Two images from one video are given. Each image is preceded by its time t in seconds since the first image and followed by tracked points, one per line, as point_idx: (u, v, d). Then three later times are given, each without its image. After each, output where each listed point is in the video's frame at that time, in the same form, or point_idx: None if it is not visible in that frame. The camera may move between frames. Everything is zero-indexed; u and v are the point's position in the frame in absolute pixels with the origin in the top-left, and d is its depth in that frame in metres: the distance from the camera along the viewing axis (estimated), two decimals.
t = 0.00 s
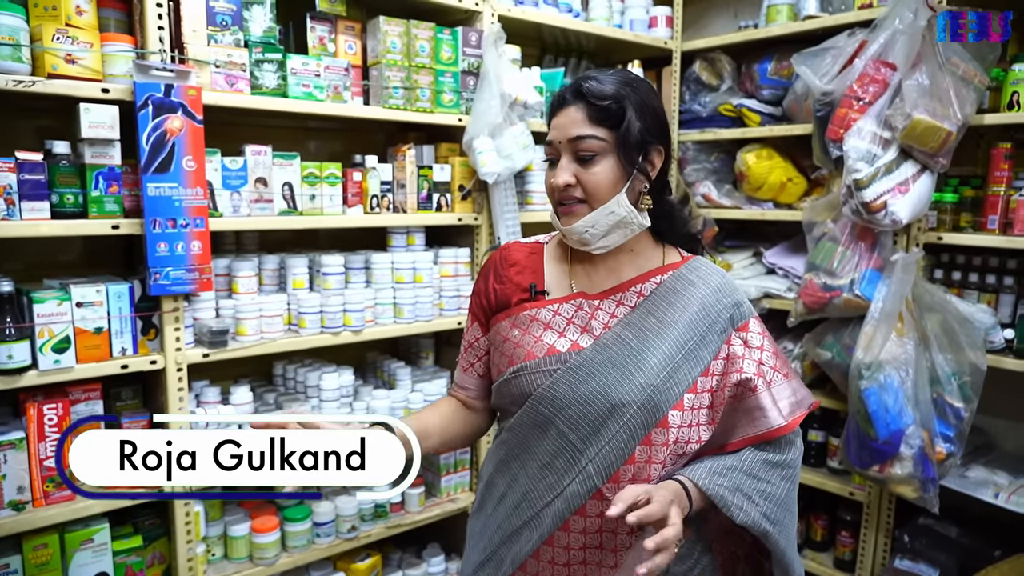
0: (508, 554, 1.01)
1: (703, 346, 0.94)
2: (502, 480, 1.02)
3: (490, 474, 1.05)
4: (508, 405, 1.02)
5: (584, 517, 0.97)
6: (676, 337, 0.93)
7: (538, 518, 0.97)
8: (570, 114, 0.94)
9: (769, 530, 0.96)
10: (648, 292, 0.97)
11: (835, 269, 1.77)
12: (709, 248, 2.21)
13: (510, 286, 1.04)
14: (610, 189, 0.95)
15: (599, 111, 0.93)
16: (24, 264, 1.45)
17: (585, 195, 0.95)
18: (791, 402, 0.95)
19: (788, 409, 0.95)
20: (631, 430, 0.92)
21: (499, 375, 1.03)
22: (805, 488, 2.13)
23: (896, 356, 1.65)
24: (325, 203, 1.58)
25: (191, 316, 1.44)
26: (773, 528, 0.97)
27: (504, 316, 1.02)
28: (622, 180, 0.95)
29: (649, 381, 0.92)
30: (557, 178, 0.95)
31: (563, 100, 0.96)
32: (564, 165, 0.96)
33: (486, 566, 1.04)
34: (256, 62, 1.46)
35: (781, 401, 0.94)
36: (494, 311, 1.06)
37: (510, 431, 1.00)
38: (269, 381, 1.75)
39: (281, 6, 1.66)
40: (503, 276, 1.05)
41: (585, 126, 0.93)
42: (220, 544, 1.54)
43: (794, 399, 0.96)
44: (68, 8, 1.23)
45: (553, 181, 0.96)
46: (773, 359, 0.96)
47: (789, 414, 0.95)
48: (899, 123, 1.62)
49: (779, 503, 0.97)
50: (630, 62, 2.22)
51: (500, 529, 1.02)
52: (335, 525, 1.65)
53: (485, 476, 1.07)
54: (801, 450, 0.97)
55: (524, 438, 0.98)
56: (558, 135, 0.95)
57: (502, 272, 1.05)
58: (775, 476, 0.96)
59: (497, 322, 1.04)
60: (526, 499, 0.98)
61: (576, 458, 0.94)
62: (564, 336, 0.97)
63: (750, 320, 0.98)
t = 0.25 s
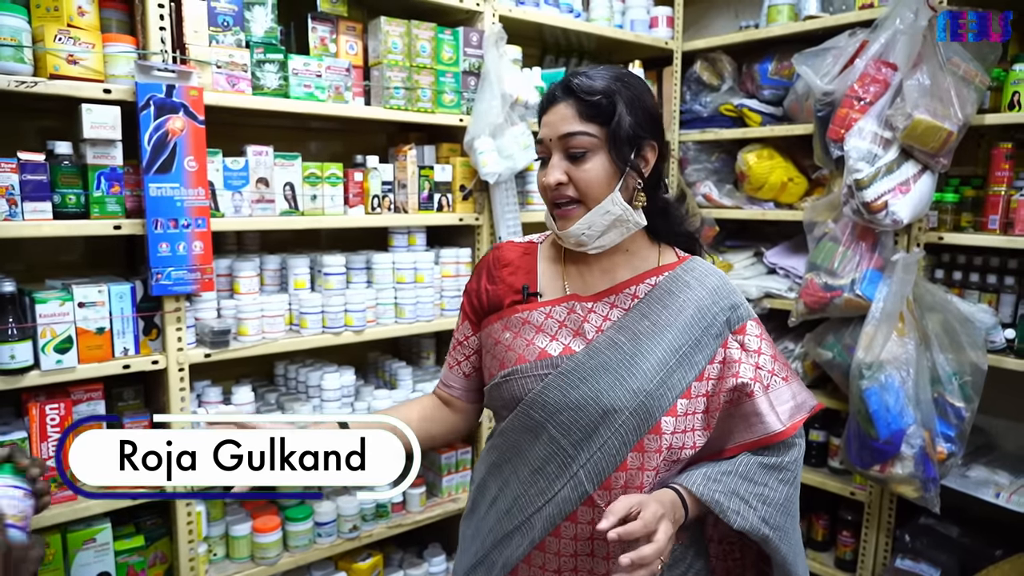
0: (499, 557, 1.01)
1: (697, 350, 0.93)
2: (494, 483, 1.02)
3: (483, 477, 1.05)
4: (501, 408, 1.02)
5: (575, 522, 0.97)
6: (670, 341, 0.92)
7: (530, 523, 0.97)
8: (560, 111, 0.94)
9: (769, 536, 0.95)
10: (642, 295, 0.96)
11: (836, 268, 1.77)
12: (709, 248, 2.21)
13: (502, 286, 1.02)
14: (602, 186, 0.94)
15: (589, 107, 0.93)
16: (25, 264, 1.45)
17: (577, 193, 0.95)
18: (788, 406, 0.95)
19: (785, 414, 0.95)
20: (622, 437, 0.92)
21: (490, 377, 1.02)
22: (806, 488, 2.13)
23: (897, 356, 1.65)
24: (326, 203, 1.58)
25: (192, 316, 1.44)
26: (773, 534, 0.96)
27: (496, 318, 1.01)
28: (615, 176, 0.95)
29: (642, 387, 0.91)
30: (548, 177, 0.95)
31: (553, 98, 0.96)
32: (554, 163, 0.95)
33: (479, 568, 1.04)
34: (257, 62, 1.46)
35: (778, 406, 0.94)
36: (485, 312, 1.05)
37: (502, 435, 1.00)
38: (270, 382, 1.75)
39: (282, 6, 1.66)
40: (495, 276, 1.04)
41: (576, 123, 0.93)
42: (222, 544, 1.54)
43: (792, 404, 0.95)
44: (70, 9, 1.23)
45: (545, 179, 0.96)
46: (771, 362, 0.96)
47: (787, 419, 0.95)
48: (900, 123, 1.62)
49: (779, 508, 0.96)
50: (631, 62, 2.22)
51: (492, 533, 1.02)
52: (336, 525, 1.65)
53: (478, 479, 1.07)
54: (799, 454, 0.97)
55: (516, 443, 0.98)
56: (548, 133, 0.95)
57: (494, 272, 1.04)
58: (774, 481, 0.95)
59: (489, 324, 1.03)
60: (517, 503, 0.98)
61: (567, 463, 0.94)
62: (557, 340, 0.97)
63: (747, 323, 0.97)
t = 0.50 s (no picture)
0: (484, 559, 1.00)
1: (685, 349, 0.92)
2: (481, 484, 1.01)
3: (470, 477, 1.04)
4: (487, 407, 1.01)
5: (561, 525, 0.95)
6: (657, 340, 0.91)
7: (514, 525, 0.96)
8: (542, 105, 0.93)
9: (762, 538, 0.94)
10: (628, 292, 0.94)
11: (838, 267, 1.77)
12: (710, 247, 2.21)
13: (487, 285, 1.02)
14: (585, 181, 0.94)
15: (571, 101, 0.92)
16: (28, 262, 1.45)
17: (561, 188, 0.94)
18: (780, 406, 0.93)
19: (777, 413, 0.93)
20: (608, 437, 0.91)
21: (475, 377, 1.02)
22: (808, 487, 2.13)
23: (899, 354, 1.65)
24: (329, 201, 1.58)
25: (195, 314, 1.44)
26: (766, 537, 0.94)
27: (480, 317, 1.01)
28: (599, 171, 0.95)
29: (627, 386, 0.90)
30: (532, 173, 0.95)
31: (534, 92, 0.95)
32: (538, 158, 0.95)
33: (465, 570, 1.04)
34: (259, 60, 1.46)
35: (769, 405, 0.92)
36: (470, 311, 1.05)
37: (488, 436, 0.99)
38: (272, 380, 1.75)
39: (284, 5, 1.67)
40: (480, 275, 1.04)
41: (557, 117, 0.92)
42: (225, 542, 1.54)
43: (784, 403, 0.93)
44: (73, 6, 1.23)
45: (528, 175, 0.95)
46: (762, 359, 0.94)
47: (779, 418, 0.93)
48: (902, 121, 1.62)
49: (772, 510, 0.94)
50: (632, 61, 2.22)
51: (478, 534, 1.01)
52: (338, 523, 1.65)
53: (465, 479, 1.06)
54: (792, 454, 0.95)
55: (502, 443, 0.96)
56: (531, 128, 0.94)
57: (479, 271, 1.04)
58: (766, 482, 0.93)
59: (473, 323, 1.02)
60: (502, 505, 0.97)
61: (552, 465, 0.92)
62: (541, 339, 0.96)
63: (738, 319, 0.95)
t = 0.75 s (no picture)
0: (466, 563, 0.99)
1: (669, 349, 0.91)
2: (464, 486, 1.01)
3: (453, 480, 1.04)
4: (470, 409, 1.00)
5: (542, 528, 0.94)
6: (641, 341, 0.90)
7: (497, 528, 0.95)
8: (518, 105, 0.90)
9: (741, 543, 0.93)
10: (612, 291, 0.93)
11: (844, 266, 1.77)
12: (715, 247, 2.21)
13: (469, 286, 1.01)
14: (567, 181, 0.92)
15: (547, 101, 0.89)
16: (38, 262, 1.45)
17: (543, 190, 0.92)
18: (765, 407, 0.92)
19: (762, 415, 0.91)
20: (591, 439, 0.90)
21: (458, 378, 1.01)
22: (813, 487, 2.13)
23: (906, 354, 1.65)
24: (336, 201, 1.58)
25: (203, 314, 1.44)
26: (745, 542, 0.93)
27: (462, 318, 1.00)
28: (580, 169, 0.92)
29: (611, 387, 0.89)
30: (512, 175, 0.92)
31: (508, 92, 0.92)
32: (518, 160, 0.92)
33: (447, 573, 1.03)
34: (267, 61, 1.47)
35: (753, 407, 0.91)
36: (454, 312, 1.04)
37: (469, 438, 0.98)
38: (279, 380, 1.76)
39: (292, 6, 1.67)
40: (463, 275, 1.03)
41: (534, 117, 0.89)
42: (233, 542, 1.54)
43: (769, 404, 0.92)
44: (82, 8, 1.23)
45: (508, 178, 0.92)
46: (747, 360, 0.93)
47: (764, 420, 0.91)
48: (908, 121, 1.62)
49: (752, 514, 0.93)
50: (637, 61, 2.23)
51: (461, 537, 1.00)
52: (346, 523, 1.66)
53: (447, 481, 1.05)
54: (775, 458, 0.93)
55: (484, 446, 0.95)
56: (507, 128, 0.91)
57: (461, 271, 1.03)
58: (747, 487, 0.92)
59: (456, 324, 1.01)
60: (485, 507, 0.96)
61: (535, 467, 0.92)
62: (523, 339, 0.95)
63: (723, 319, 0.95)
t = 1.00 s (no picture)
0: (441, 560, 0.96)
1: (651, 340, 0.88)
2: (443, 482, 0.98)
3: (433, 474, 1.01)
4: (449, 402, 0.97)
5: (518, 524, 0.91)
6: (619, 330, 0.87)
7: (472, 525, 0.92)
8: (495, 96, 0.88)
9: (718, 543, 0.87)
10: (594, 281, 0.90)
11: (850, 262, 1.77)
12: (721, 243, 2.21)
13: (450, 278, 0.99)
14: (548, 172, 0.90)
15: (524, 91, 0.87)
16: (46, 257, 1.46)
17: (524, 182, 0.90)
18: (749, 401, 0.88)
19: (745, 409, 0.87)
20: (568, 432, 0.86)
21: (438, 371, 0.99)
22: (818, 483, 2.13)
23: (912, 348, 1.65)
24: (343, 196, 1.59)
25: (211, 308, 1.44)
26: (723, 542, 0.87)
27: (442, 310, 0.98)
28: (562, 160, 0.91)
29: (590, 378, 0.85)
30: (493, 168, 0.89)
31: (484, 82, 0.89)
32: (498, 153, 0.89)
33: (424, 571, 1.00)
34: (275, 55, 1.47)
35: (736, 400, 0.87)
36: (434, 305, 1.02)
37: (447, 431, 0.95)
38: (286, 375, 1.76)
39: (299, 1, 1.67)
40: (444, 267, 1.01)
41: (513, 109, 0.87)
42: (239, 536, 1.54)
43: (754, 398, 0.88)
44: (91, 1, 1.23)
45: (488, 172, 0.90)
46: (732, 352, 0.89)
47: (748, 414, 0.87)
48: (915, 115, 1.62)
49: (733, 512, 0.88)
50: (642, 57, 2.23)
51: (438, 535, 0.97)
52: (352, 518, 1.66)
53: (428, 476, 1.03)
54: (758, 454, 0.88)
55: (461, 439, 0.93)
56: (486, 120, 0.89)
57: (442, 262, 1.01)
58: (727, 483, 0.87)
59: (437, 316, 0.99)
60: (461, 503, 0.93)
61: (511, 461, 0.88)
62: (502, 330, 0.92)
63: (709, 310, 0.91)
